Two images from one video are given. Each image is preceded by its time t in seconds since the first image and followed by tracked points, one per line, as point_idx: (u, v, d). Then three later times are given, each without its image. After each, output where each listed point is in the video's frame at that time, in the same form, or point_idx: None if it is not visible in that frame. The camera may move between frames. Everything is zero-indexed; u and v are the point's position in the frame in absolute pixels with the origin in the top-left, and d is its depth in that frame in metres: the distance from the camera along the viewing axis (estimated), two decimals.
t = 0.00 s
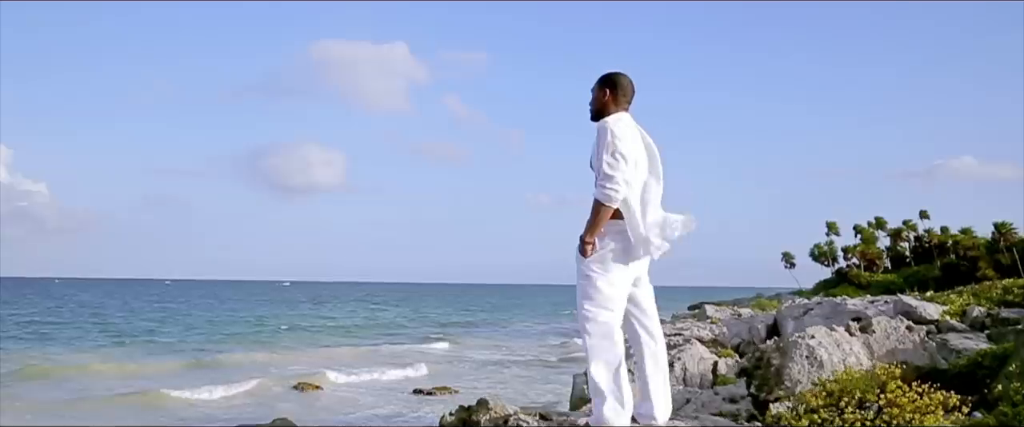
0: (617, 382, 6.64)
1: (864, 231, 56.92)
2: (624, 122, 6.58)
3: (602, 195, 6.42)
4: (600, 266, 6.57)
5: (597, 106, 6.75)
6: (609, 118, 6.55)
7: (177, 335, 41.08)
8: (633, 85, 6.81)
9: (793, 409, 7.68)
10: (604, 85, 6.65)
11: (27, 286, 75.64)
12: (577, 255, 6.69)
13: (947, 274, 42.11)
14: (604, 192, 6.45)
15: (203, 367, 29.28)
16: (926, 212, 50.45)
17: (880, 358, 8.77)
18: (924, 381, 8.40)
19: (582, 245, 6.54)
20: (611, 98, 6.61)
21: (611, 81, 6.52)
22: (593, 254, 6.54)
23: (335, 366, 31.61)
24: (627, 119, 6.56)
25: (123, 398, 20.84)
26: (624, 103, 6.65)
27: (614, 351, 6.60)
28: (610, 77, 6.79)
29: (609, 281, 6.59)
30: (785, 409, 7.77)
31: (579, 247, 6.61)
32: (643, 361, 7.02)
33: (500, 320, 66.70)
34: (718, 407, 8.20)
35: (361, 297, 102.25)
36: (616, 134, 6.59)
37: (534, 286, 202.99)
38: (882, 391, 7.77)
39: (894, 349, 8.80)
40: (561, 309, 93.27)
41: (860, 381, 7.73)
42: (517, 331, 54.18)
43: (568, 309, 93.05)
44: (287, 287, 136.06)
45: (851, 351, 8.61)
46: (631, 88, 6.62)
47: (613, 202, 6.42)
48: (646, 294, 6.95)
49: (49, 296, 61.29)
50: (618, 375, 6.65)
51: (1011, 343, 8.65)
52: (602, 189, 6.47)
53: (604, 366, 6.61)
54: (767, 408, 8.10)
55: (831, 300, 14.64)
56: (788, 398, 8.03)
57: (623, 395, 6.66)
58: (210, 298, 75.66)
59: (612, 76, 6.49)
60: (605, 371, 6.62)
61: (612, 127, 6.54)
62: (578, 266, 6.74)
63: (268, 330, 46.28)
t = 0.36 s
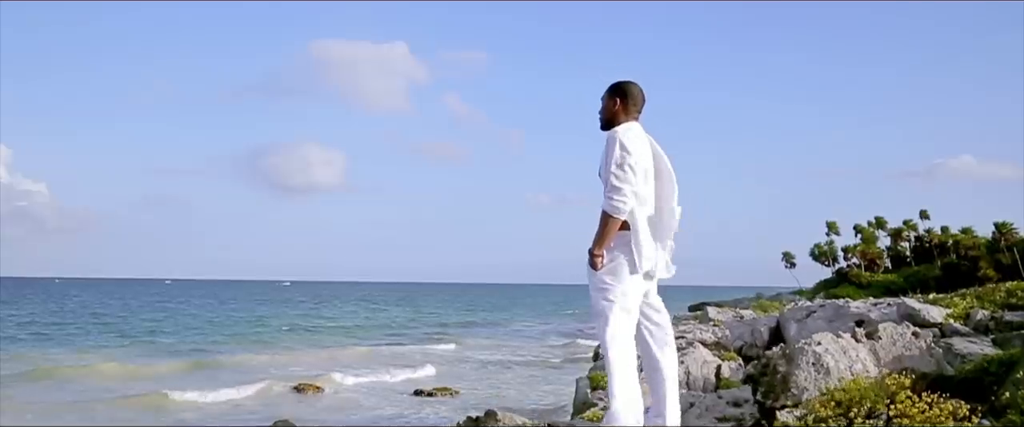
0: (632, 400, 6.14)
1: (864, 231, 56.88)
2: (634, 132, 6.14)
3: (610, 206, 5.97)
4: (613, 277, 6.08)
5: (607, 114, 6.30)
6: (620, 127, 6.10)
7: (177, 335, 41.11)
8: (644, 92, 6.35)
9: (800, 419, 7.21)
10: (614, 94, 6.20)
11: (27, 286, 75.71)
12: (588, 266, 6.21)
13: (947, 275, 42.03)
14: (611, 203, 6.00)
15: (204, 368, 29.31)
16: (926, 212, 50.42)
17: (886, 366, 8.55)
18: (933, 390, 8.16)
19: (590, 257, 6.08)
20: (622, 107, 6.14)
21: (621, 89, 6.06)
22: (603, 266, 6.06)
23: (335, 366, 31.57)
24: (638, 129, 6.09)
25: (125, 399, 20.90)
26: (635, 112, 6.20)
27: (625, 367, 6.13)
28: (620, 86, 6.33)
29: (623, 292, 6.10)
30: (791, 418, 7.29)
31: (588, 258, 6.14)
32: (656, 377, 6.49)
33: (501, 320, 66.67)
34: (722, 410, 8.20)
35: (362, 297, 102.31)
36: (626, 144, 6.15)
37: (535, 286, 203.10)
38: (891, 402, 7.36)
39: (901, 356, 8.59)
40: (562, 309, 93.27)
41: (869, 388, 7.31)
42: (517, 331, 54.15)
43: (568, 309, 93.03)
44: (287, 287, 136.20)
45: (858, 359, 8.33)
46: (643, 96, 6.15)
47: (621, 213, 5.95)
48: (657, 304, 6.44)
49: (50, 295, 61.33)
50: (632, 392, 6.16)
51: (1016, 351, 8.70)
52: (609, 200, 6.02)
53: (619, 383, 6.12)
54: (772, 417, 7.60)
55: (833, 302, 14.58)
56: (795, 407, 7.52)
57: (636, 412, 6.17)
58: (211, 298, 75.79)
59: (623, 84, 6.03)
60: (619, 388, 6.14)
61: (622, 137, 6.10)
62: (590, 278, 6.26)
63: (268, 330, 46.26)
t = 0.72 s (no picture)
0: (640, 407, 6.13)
1: (864, 228, 56.90)
2: (640, 140, 6.11)
3: (618, 214, 5.94)
4: (622, 286, 6.04)
5: (615, 123, 6.28)
6: (626, 135, 6.07)
7: (178, 333, 41.12)
8: (650, 100, 6.33)
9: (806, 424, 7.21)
10: (622, 102, 6.16)
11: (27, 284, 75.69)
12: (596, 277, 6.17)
13: (947, 272, 42.06)
14: (619, 211, 5.97)
15: (205, 366, 29.34)
16: (925, 209, 50.42)
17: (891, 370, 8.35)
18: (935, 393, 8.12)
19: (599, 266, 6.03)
20: (629, 116, 6.11)
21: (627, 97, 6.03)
22: (610, 275, 6.02)
23: (336, 365, 31.61)
24: (645, 137, 6.05)
25: (127, 399, 20.94)
26: (642, 120, 6.17)
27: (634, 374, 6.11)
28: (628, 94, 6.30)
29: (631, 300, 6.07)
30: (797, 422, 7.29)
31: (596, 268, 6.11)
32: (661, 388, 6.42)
33: (500, 317, 66.69)
34: (724, 412, 8.11)
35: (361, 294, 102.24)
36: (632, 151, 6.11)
37: (535, 283, 203.20)
38: (896, 410, 7.39)
39: (905, 360, 8.41)
40: (562, 305, 93.27)
41: (873, 396, 7.36)
42: (517, 329, 54.20)
43: (569, 305, 93.02)
44: (288, 284, 136.23)
45: (862, 362, 8.24)
46: (650, 105, 6.11)
47: (628, 221, 5.93)
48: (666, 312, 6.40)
49: (50, 293, 61.36)
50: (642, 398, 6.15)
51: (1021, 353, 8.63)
52: (617, 207, 5.99)
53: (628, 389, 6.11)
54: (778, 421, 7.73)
55: (835, 302, 14.60)
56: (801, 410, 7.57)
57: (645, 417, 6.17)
58: (212, 295, 75.86)
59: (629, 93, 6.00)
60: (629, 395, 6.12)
61: (628, 145, 6.07)
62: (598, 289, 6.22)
63: (268, 328, 46.25)
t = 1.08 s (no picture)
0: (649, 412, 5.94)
1: (862, 221, 56.98)
2: (647, 144, 5.82)
3: (621, 220, 5.73)
4: (629, 290, 5.86)
5: (620, 125, 6.02)
6: (632, 140, 5.78)
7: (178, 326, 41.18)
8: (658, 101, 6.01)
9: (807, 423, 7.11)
10: (628, 103, 5.90)
11: (27, 277, 75.69)
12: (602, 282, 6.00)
13: (944, 265, 42.24)
14: (623, 216, 5.75)
15: (204, 360, 29.39)
16: (923, 202, 50.50)
17: (892, 369, 8.25)
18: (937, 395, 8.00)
19: (604, 271, 5.85)
20: (635, 117, 5.85)
21: (632, 99, 5.77)
22: (616, 278, 5.84)
23: (335, 358, 31.66)
24: (653, 141, 5.78)
25: (127, 393, 20.97)
26: (648, 123, 5.87)
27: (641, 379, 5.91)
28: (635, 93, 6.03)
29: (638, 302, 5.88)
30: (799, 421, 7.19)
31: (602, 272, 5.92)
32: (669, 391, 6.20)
33: (499, 310, 66.80)
34: (724, 409, 8.20)
35: (360, 286, 102.33)
36: (638, 156, 5.84)
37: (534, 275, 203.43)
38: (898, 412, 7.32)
39: (905, 359, 8.28)
40: (561, 297, 93.40)
41: (875, 398, 7.33)
42: (516, 321, 54.26)
43: (568, 297, 93.16)
44: (287, 276, 136.26)
45: (863, 361, 8.13)
46: (657, 107, 5.84)
47: (632, 227, 5.71)
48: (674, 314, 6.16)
49: (50, 286, 61.41)
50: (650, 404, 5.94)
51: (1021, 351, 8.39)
52: (621, 212, 5.77)
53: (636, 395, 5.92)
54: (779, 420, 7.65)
55: (834, 297, 14.65)
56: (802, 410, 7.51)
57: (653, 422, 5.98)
58: (211, 288, 75.96)
59: (633, 95, 5.73)
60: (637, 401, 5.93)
61: (634, 150, 5.79)
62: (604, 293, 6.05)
63: (268, 320, 46.31)
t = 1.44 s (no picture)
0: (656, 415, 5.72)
1: (860, 209, 57.01)
2: (652, 144, 5.68)
3: (627, 220, 5.55)
4: (632, 291, 5.66)
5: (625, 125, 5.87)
6: (637, 140, 5.63)
7: (177, 315, 41.19)
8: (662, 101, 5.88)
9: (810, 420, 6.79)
10: (632, 104, 5.76)
11: (27, 265, 75.68)
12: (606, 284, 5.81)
13: (942, 253, 42.27)
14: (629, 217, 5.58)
15: (204, 349, 29.41)
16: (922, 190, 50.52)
17: (893, 365, 7.95)
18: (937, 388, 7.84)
19: (609, 271, 5.66)
20: (639, 118, 5.70)
21: (638, 99, 5.63)
22: (621, 279, 5.65)
23: (335, 348, 31.68)
24: (658, 140, 5.64)
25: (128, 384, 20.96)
26: (653, 124, 5.72)
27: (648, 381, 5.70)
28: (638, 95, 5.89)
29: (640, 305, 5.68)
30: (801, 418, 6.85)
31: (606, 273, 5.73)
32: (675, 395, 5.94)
33: (499, 298, 66.87)
34: (725, 400, 8.31)
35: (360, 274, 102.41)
36: (644, 156, 5.68)
37: (533, 263, 203.71)
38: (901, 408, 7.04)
39: (906, 354, 7.99)
40: (560, 285, 93.49)
41: (880, 395, 7.02)
42: (516, 310, 54.32)
43: (566, 285, 93.27)
44: (286, 264, 136.37)
45: (864, 357, 7.79)
46: (661, 109, 5.71)
47: (639, 227, 5.53)
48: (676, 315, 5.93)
49: (49, 275, 61.41)
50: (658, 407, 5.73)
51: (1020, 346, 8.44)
52: (626, 213, 5.60)
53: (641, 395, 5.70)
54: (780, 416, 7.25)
55: (833, 288, 14.69)
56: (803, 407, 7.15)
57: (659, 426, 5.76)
58: (210, 276, 75.93)
59: (639, 95, 5.59)
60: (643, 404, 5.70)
61: (639, 150, 5.64)
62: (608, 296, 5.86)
63: (267, 309, 46.34)
